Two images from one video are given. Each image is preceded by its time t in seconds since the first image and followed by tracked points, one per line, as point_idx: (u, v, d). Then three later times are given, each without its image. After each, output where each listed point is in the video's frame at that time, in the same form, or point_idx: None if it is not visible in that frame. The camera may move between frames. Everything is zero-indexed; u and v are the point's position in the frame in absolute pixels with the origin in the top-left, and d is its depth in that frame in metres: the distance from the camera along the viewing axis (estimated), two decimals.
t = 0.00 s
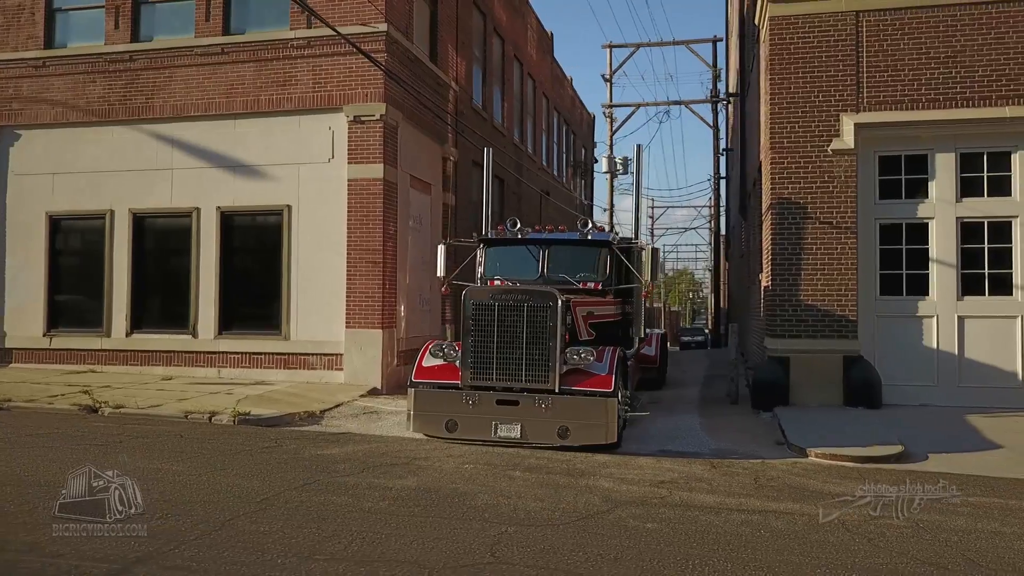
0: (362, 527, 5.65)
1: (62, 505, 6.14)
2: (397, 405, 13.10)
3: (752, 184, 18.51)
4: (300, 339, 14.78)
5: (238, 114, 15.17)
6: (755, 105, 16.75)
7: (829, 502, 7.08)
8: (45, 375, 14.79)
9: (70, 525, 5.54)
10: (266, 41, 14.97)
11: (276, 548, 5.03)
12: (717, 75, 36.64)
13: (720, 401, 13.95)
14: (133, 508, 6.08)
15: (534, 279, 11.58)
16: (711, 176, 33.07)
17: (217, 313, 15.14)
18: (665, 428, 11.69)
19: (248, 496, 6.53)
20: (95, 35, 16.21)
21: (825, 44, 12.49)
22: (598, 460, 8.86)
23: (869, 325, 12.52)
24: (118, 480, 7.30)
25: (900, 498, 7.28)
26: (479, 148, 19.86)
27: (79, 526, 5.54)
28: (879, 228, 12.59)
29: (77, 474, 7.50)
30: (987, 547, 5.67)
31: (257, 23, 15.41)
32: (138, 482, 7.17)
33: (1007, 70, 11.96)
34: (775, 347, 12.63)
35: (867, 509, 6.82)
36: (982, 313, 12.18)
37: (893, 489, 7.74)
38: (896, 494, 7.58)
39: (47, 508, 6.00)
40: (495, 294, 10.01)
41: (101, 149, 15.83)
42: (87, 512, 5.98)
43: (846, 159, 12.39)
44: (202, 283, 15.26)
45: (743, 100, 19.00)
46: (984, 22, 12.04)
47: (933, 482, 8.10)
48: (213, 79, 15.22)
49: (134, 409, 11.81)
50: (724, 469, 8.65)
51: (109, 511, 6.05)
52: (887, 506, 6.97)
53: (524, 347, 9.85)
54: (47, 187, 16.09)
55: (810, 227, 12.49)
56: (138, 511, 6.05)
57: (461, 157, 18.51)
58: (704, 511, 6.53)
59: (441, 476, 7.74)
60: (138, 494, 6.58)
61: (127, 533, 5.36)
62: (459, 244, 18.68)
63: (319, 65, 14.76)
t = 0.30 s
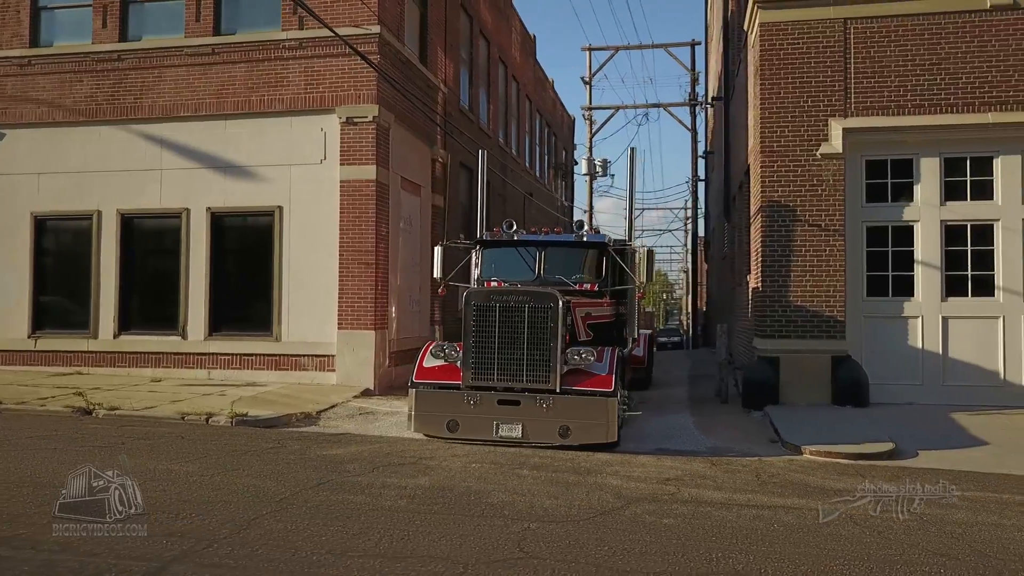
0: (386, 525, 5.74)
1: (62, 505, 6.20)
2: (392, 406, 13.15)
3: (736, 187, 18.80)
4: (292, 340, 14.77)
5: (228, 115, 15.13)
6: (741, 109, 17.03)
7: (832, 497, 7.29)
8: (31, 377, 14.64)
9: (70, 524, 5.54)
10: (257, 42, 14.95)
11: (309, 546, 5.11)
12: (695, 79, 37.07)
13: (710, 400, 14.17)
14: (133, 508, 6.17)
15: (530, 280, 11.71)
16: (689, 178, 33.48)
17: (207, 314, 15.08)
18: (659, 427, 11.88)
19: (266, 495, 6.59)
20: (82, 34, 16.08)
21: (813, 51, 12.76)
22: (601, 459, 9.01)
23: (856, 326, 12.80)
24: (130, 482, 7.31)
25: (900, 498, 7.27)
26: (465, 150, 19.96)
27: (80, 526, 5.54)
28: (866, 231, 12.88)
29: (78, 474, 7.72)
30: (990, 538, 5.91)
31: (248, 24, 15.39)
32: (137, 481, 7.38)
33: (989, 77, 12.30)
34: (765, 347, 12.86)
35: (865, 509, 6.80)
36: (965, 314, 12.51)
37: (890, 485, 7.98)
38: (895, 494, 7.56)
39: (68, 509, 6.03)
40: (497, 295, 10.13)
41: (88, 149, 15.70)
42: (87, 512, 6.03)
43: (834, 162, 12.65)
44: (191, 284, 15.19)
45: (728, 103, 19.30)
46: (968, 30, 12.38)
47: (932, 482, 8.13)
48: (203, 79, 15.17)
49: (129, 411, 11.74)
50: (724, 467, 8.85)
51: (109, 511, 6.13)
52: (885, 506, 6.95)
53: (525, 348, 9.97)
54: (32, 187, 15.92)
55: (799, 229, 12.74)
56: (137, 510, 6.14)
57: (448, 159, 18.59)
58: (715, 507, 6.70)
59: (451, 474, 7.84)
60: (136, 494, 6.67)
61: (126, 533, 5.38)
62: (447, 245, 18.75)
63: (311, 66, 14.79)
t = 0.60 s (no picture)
0: (409, 524, 5.83)
1: (65, 502, 6.28)
2: (386, 407, 13.19)
3: (719, 190, 19.09)
4: (282, 342, 14.75)
5: (217, 115, 15.07)
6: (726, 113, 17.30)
7: (834, 493, 7.50)
8: (16, 380, 14.45)
9: (70, 525, 5.55)
10: (247, 42, 14.92)
11: (339, 544, 5.19)
12: (673, 82, 37.45)
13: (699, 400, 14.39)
14: (132, 509, 6.22)
15: (526, 282, 11.86)
16: (667, 181, 33.88)
17: (196, 316, 15.01)
18: (653, 426, 12.06)
19: (283, 495, 6.64)
20: (67, 33, 15.93)
21: (801, 57, 13.03)
22: (603, 457, 9.16)
23: (842, 327, 13.08)
24: (140, 482, 7.31)
25: (900, 498, 7.23)
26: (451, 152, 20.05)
27: (80, 526, 5.55)
28: (852, 233, 13.17)
29: (78, 475, 7.86)
30: (991, 530, 6.15)
31: (237, 24, 15.35)
32: (135, 482, 7.57)
33: (971, 84, 12.66)
34: (754, 347, 13.10)
35: (867, 508, 6.76)
36: (948, 314, 12.84)
37: (887, 481, 8.22)
38: (895, 495, 7.53)
39: (89, 511, 6.04)
40: (497, 296, 10.24)
41: (73, 148, 15.55)
42: (87, 512, 6.06)
43: (821, 166, 12.93)
44: (180, 286, 15.11)
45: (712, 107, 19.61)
46: (950, 39, 12.73)
47: (933, 483, 8.14)
48: (192, 80, 15.11)
49: (122, 413, 11.67)
50: (723, 465, 9.04)
51: (110, 511, 6.17)
52: (884, 506, 6.86)
53: (525, 349, 10.08)
54: (15, 187, 15.73)
55: (787, 232, 13.00)
56: (137, 510, 6.19)
57: (436, 161, 18.68)
58: (724, 503, 6.88)
59: (459, 473, 7.93)
60: (137, 495, 6.74)
61: (126, 534, 5.39)
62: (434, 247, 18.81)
63: (302, 67, 14.79)
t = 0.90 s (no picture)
0: (428, 522, 5.93)
1: (65, 502, 6.43)
2: (378, 408, 13.23)
3: (701, 193, 19.38)
4: (271, 343, 14.72)
5: (205, 116, 15.02)
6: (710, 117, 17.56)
7: (833, 489, 7.72)
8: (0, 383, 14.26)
9: (70, 525, 5.61)
10: (236, 42, 14.89)
11: (365, 542, 5.27)
12: (649, 86, 37.83)
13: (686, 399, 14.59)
14: (132, 508, 6.33)
15: (519, 283, 12.09)
16: (644, 184, 34.23)
17: (183, 317, 14.93)
18: (645, 426, 12.24)
19: (297, 495, 6.69)
20: (51, 31, 15.78)
21: (788, 63, 13.31)
22: (602, 456, 9.31)
23: (827, 327, 13.36)
24: (149, 483, 7.33)
25: (900, 498, 7.20)
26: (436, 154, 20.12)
27: (80, 526, 5.61)
28: (837, 236, 13.46)
29: (79, 475, 7.96)
30: (989, 522, 6.39)
31: (225, 25, 15.31)
32: (135, 481, 7.75)
33: (952, 91, 13.01)
34: (741, 348, 13.34)
35: (866, 508, 6.73)
36: (930, 315, 13.17)
37: (881, 477, 8.46)
38: (894, 495, 7.49)
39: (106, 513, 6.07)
40: (497, 298, 10.35)
41: (58, 148, 15.39)
42: (86, 512, 6.18)
43: (807, 170, 13.21)
44: (167, 287, 15.02)
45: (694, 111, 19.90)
46: (932, 46, 13.07)
47: (933, 483, 8.10)
48: (180, 80, 15.05)
49: (115, 416, 11.61)
50: (721, 463, 9.23)
51: (109, 511, 6.29)
52: (886, 506, 6.84)
53: (524, 350, 10.20)
54: None
55: (774, 234, 13.26)
56: (136, 510, 6.29)
57: (422, 162, 18.76)
58: (729, 499, 7.05)
59: (466, 473, 8.03)
60: (136, 495, 6.87)
61: (127, 533, 5.46)
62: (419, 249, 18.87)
63: (292, 68, 14.80)
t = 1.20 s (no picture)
0: (444, 518, 6.03)
1: (64, 503, 6.39)
2: (369, 408, 13.27)
3: (683, 194, 19.66)
4: (259, 344, 14.68)
5: (192, 116, 14.96)
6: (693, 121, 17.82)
7: (828, 484, 7.94)
8: None
9: (70, 525, 5.57)
10: (224, 42, 14.84)
11: (387, 539, 5.35)
12: (626, 88, 38.15)
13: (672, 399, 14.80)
14: (132, 509, 6.31)
15: (512, 284, 12.26)
16: (621, 186, 34.53)
17: (170, 318, 14.84)
18: (635, 425, 12.41)
19: (307, 493, 6.75)
20: (34, 29, 15.61)
21: (773, 68, 13.57)
22: (600, 454, 9.46)
23: (811, 328, 13.64)
24: (154, 481, 7.33)
25: (901, 499, 7.11)
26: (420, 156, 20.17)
27: (80, 526, 5.58)
28: (820, 238, 13.75)
29: (79, 476, 7.92)
30: (982, 514, 6.63)
31: (212, 25, 15.25)
32: (137, 481, 7.71)
33: (930, 97, 13.35)
34: (728, 348, 13.57)
35: (866, 508, 6.68)
36: (910, 316, 13.50)
37: (872, 473, 8.69)
38: (894, 496, 7.40)
39: (119, 513, 6.08)
40: (492, 298, 10.44)
41: (41, 147, 15.23)
42: (87, 512, 6.15)
43: (792, 173, 13.48)
44: (152, 288, 14.92)
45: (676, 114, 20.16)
46: (912, 54, 13.40)
47: (932, 484, 8.04)
48: (166, 80, 14.97)
49: (106, 417, 11.52)
50: (715, 460, 9.42)
51: (109, 511, 6.26)
52: (886, 506, 6.80)
53: (520, 350, 10.33)
54: None
55: (759, 236, 13.52)
56: (137, 510, 6.27)
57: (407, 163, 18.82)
58: (731, 494, 7.23)
59: (469, 470, 8.13)
60: (137, 496, 6.78)
61: (128, 533, 5.42)
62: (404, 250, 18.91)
63: (281, 69, 14.79)
